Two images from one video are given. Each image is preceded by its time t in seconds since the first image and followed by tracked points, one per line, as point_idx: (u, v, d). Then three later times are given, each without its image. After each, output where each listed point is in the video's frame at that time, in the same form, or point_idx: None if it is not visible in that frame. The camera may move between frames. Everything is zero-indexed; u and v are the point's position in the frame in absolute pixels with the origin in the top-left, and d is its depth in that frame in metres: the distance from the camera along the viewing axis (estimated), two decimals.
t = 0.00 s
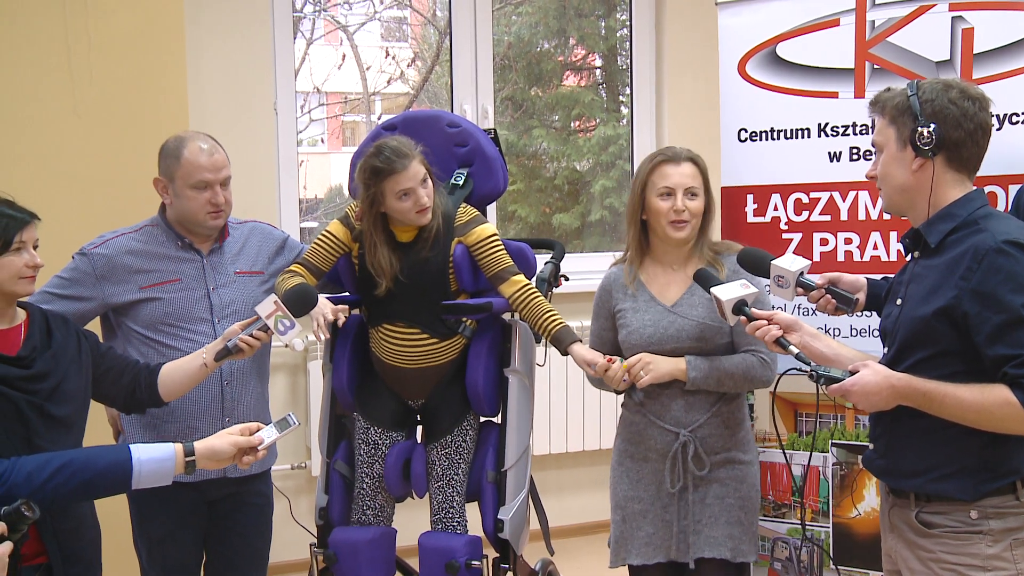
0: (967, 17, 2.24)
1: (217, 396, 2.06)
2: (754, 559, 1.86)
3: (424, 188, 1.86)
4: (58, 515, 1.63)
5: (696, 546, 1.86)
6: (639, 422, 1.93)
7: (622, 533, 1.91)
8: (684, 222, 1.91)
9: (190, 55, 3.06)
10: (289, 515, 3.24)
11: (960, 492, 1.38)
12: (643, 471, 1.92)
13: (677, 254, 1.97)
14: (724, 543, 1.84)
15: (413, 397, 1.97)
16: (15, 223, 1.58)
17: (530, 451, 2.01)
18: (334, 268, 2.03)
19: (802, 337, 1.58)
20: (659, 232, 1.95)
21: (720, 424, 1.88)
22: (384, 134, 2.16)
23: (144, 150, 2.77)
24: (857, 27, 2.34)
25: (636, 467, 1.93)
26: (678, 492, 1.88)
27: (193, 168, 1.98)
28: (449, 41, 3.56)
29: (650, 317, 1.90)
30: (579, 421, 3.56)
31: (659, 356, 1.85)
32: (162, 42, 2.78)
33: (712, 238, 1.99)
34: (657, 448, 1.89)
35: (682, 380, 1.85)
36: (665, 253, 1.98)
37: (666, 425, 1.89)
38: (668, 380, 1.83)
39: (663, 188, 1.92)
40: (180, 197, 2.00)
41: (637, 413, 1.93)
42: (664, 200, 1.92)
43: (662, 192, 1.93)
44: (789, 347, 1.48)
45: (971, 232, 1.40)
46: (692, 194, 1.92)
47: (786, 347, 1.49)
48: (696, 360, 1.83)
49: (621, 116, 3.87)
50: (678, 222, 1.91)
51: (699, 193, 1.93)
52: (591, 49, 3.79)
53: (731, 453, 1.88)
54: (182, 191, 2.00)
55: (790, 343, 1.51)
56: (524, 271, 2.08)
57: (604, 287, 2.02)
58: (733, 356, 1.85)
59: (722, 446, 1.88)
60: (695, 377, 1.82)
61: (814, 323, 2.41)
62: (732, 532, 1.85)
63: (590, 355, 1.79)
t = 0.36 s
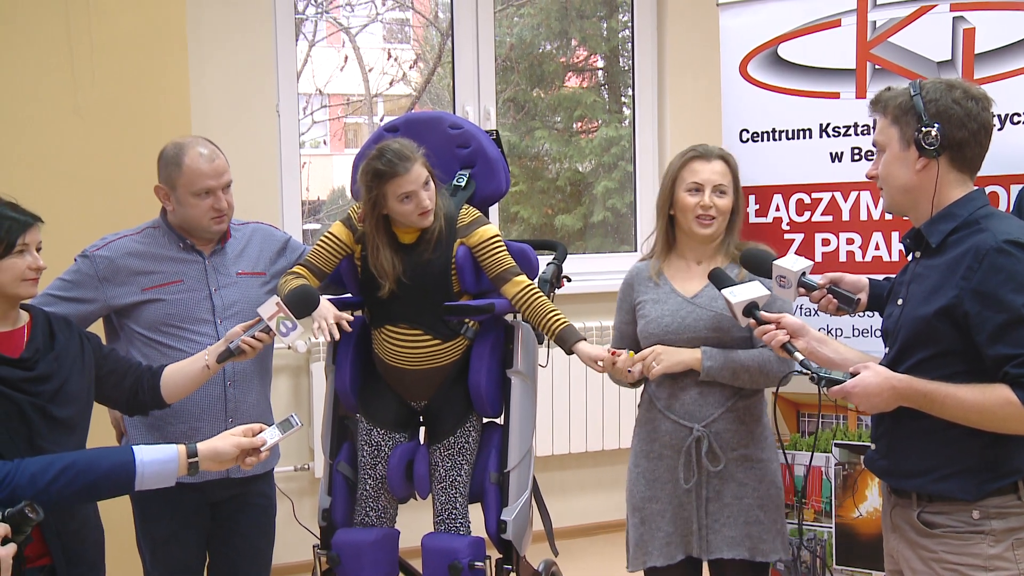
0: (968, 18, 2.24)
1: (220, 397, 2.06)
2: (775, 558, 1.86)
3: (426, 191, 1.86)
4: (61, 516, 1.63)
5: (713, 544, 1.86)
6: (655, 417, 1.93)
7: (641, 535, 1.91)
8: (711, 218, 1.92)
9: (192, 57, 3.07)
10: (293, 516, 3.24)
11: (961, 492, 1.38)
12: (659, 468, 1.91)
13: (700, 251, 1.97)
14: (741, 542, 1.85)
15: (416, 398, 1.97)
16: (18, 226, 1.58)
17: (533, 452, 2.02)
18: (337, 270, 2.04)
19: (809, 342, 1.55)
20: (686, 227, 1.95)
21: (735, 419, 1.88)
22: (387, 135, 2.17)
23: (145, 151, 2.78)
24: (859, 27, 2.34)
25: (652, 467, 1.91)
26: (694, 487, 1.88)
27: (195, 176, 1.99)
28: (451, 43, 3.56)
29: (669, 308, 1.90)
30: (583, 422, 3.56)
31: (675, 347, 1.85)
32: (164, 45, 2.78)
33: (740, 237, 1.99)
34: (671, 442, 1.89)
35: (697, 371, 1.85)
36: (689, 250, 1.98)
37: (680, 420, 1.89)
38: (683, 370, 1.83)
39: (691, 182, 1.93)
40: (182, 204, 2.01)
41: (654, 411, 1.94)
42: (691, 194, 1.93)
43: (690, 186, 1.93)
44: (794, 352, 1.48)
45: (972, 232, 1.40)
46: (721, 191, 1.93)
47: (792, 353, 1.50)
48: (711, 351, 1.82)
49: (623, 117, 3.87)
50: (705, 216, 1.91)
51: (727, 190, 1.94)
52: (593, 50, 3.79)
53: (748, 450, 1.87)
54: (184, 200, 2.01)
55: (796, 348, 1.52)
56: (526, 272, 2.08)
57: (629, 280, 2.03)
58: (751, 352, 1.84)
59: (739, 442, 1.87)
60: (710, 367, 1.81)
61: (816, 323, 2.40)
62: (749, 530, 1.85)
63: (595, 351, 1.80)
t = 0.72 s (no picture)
0: (966, 18, 2.24)
1: (220, 398, 2.06)
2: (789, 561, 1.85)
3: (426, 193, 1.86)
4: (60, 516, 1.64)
5: (727, 548, 1.85)
6: (667, 420, 1.94)
7: (653, 538, 1.91)
8: (724, 217, 1.92)
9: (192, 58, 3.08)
10: (293, 516, 3.25)
11: (962, 491, 1.38)
12: (673, 470, 1.91)
13: (714, 250, 1.97)
14: (755, 545, 1.84)
15: (416, 399, 1.97)
16: (17, 227, 1.59)
17: (532, 452, 2.02)
18: (336, 270, 2.04)
19: (816, 343, 1.57)
20: (700, 228, 1.96)
21: (750, 421, 1.87)
22: (386, 136, 2.17)
23: (144, 151, 2.78)
24: (857, 27, 2.34)
25: (666, 469, 1.92)
26: (707, 490, 1.88)
27: (194, 181, 1.99)
28: (451, 44, 3.56)
29: (683, 308, 1.90)
30: (583, 422, 3.56)
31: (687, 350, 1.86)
32: (163, 46, 2.79)
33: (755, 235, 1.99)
34: (685, 446, 1.89)
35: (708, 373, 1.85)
36: (703, 249, 1.98)
37: (694, 422, 1.89)
38: (693, 373, 1.83)
39: (704, 181, 1.93)
40: (181, 209, 2.02)
41: (668, 413, 1.94)
42: (704, 194, 1.93)
43: (703, 186, 1.94)
44: (801, 353, 1.49)
45: (973, 231, 1.40)
46: (733, 189, 1.93)
47: (800, 352, 1.50)
48: (722, 352, 1.82)
49: (623, 118, 3.87)
50: (718, 216, 1.91)
51: (740, 188, 1.94)
52: (592, 50, 3.80)
53: (763, 453, 1.87)
54: (183, 205, 2.01)
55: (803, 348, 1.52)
56: (526, 272, 2.09)
57: (642, 281, 2.04)
58: (764, 355, 1.83)
59: (754, 445, 1.87)
60: (720, 370, 1.81)
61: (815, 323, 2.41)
62: (763, 533, 1.84)
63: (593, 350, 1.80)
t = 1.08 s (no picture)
0: (967, 17, 2.24)
1: (220, 397, 2.07)
2: (799, 563, 1.84)
3: (430, 194, 1.86)
4: (62, 515, 1.64)
5: (738, 549, 1.84)
6: (678, 422, 1.94)
7: (663, 538, 1.90)
8: (725, 222, 1.91)
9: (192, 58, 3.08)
10: (294, 516, 3.25)
11: (967, 490, 1.38)
12: (683, 472, 1.90)
13: (719, 251, 1.97)
14: (767, 546, 1.83)
15: (416, 398, 1.97)
16: (18, 226, 1.59)
17: (532, 451, 2.02)
18: (336, 269, 2.04)
19: (820, 344, 1.61)
20: (703, 232, 1.96)
21: (761, 423, 1.86)
22: (386, 135, 2.17)
23: (145, 151, 2.78)
24: (858, 27, 2.34)
25: (679, 469, 1.91)
26: (718, 492, 1.87)
27: (198, 179, 1.99)
28: (451, 43, 3.56)
29: (692, 311, 1.90)
30: (584, 421, 3.56)
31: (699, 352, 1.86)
32: (164, 45, 2.79)
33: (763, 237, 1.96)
34: (696, 447, 1.89)
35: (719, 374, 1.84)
36: (711, 252, 1.98)
37: (705, 423, 1.88)
38: (703, 375, 1.82)
39: (701, 188, 1.93)
40: (184, 207, 2.02)
41: (679, 415, 1.94)
42: (703, 200, 1.93)
43: (701, 192, 1.93)
44: (806, 352, 1.47)
45: (980, 228, 1.40)
46: (731, 193, 1.91)
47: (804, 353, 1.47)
48: (733, 355, 1.81)
49: (624, 117, 3.87)
50: (718, 222, 1.91)
51: (739, 191, 1.92)
52: (593, 49, 3.80)
53: (773, 454, 1.86)
54: (187, 202, 2.01)
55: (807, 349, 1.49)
56: (526, 272, 2.09)
57: (654, 283, 2.04)
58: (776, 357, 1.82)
59: (765, 446, 1.86)
60: (730, 372, 1.80)
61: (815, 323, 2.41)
62: (775, 534, 1.84)
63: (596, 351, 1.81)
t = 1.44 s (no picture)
0: (969, 18, 2.23)
1: (221, 397, 2.07)
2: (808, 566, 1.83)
3: (433, 196, 1.87)
4: (62, 515, 1.64)
5: (746, 553, 1.83)
6: (685, 424, 1.93)
7: (669, 542, 1.90)
8: (734, 221, 1.90)
9: (194, 58, 3.08)
10: (294, 516, 3.25)
11: (968, 491, 1.38)
12: (691, 475, 1.90)
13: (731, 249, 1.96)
14: (774, 550, 1.83)
15: (417, 398, 1.97)
16: (20, 226, 1.59)
17: (533, 452, 2.02)
18: (337, 269, 2.04)
19: (825, 342, 1.60)
20: (714, 231, 1.96)
21: (768, 426, 1.85)
22: (388, 135, 2.17)
23: (145, 151, 2.78)
24: (860, 28, 2.33)
25: (685, 472, 1.91)
26: (724, 495, 1.86)
27: (201, 176, 1.99)
28: (453, 43, 3.56)
29: (702, 313, 1.89)
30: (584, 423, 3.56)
31: (706, 357, 1.83)
32: (165, 45, 2.79)
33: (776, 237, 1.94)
34: (702, 450, 1.89)
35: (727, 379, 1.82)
36: (723, 251, 1.97)
37: (711, 426, 1.88)
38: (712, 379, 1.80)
39: (712, 185, 1.93)
40: (187, 204, 2.02)
41: (685, 416, 1.94)
42: (714, 198, 1.93)
43: (712, 190, 1.94)
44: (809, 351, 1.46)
45: (986, 230, 1.39)
46: (743, 191, 1.90)
47: (808, 351, 1.47)
48: (742, 361, 1.79)
49: (625, 118, 3.87)
50: (728, 220, 1.90)
51: (751, 190, 1.91)
52: (595, 50, 3.79)
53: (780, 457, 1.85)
54: (189, 200, 2.01)
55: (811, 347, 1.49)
56: (528, 273, 2.09)
57: (665, 282, 2.04)
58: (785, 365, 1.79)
59: (772, 450, 1.85)
60: (740, 377, 1.78)
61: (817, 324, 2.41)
62: (782, 538, 1.83)
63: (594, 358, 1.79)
